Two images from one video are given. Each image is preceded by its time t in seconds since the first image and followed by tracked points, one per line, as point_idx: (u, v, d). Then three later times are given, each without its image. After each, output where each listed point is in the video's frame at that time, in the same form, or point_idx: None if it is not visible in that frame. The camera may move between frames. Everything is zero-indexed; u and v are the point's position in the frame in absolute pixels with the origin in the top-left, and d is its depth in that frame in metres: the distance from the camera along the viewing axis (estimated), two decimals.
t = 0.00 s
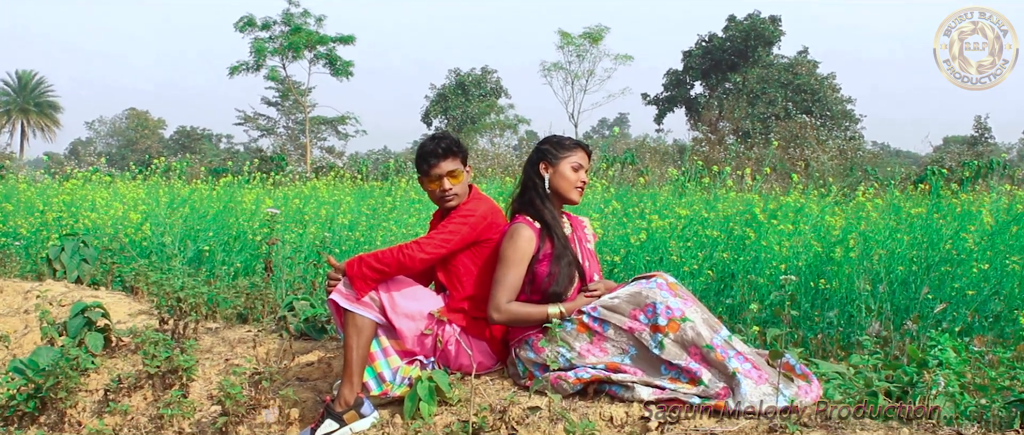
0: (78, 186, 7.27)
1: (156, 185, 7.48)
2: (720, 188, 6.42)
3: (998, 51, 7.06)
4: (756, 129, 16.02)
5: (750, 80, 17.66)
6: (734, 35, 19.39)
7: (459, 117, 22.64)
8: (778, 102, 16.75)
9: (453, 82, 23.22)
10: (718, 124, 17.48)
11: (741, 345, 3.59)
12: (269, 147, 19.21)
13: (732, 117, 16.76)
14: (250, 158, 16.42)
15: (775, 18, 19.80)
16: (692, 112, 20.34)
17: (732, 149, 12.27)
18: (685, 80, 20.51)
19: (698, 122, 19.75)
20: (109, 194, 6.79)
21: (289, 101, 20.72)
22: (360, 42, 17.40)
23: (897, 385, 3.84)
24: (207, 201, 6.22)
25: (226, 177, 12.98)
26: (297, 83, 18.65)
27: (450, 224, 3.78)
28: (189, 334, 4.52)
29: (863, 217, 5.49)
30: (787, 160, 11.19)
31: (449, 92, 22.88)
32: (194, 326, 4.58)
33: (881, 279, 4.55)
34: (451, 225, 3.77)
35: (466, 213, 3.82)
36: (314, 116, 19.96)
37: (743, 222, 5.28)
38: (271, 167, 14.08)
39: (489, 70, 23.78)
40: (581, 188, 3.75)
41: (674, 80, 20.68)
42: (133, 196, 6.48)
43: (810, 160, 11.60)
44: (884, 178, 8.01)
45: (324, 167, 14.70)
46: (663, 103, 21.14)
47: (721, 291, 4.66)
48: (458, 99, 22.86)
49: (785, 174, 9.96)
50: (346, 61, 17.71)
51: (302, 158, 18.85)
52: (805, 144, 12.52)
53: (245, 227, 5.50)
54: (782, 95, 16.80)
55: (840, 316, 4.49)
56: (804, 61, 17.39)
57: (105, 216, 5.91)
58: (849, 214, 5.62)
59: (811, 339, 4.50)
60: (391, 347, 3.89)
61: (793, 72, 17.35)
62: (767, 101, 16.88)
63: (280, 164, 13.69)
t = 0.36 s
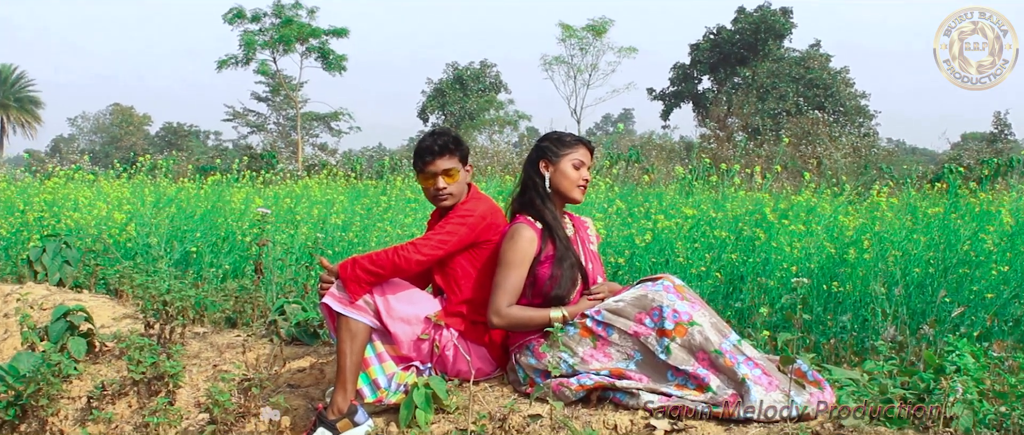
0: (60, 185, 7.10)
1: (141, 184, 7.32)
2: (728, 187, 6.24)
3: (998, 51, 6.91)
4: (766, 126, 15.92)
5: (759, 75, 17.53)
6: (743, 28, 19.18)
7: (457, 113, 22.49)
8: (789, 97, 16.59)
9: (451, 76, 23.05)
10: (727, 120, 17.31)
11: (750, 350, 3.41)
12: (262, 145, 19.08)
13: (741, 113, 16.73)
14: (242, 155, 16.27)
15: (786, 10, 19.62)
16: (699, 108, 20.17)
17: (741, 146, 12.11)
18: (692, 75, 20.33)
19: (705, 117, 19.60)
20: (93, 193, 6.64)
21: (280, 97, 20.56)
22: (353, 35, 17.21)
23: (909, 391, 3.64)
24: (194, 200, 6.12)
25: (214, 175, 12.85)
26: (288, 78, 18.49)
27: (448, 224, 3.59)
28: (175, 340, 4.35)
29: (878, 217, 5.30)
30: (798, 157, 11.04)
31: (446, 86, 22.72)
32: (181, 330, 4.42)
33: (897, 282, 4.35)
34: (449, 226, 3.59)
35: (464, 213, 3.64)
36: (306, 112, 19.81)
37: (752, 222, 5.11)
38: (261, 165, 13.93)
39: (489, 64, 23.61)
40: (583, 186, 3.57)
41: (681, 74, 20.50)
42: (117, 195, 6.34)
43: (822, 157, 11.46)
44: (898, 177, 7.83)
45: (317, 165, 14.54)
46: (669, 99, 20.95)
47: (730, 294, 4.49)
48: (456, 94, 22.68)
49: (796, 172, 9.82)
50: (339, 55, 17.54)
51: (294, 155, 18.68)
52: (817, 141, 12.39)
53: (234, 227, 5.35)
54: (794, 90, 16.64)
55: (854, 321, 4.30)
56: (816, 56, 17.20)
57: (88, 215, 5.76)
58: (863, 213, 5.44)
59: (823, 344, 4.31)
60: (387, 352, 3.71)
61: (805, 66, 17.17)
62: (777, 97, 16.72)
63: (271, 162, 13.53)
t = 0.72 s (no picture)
0: (41, 184, 6.96)
1: (126, 183, 7.18)
2: (734, 186, 6.07)
3: (998, 52, 6.90)
4: (776, 122, 15.81)
5: (769, 69, 17.32)
6: (752, 20, 18.96)
7: (455, 109, 22.26)
8: (801, 92, 16.40)
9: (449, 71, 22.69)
10: (734, 116, 17.11)
11: (761, 355, 3.23)
12: (252, 142, 18.94)
13: (749, 109, 16.60)
14: (233, 152, 16.13)
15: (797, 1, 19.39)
16: (707, 103, 19.99)
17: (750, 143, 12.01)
18: (699, 69, 20.15)
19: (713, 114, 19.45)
20: (76, 192, 6.49)
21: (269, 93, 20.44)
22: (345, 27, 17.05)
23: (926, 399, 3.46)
24: (182, 199, 6.02)
25: (202, 173, 12.72)
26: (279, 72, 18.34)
27: (445, 225, 3.43)
28: (162, 344, 4.18)
29: (891, 217, 5.16)
30: (809, 156, 10.89)
31: (443, 81, 22.41)
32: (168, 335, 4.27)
33: (911, 285, 4.21)
34: (447, 226, 3.42)
35: (463, 213, 3.47)
36: (297, 107, 19.69)
37: (761, 223, 4.99)
38: (250, 163, 13.74)
39: (488, 57, 23.43)
40: (586, 186, 3.40)
41: (688, 69, 20.35)
42: (101, 194, 6.21)
43: (835, 155, 11.32)
44: (914, 176, 7.67)
45: (309, 162, 14.38)
46: (676, 94, 20.79)
47: (738, 297, 4.35)
48: (453, 89, 22.39)
49: (807, 171, 9.66)
50: (332, 49, 17.39)
51: (284, 152, 18.54)
52: (829, 139, 12.32)
53: (224, 227, 5.24)
54: (805, 85, 16.47)
55: (867, 325, 4.14)
56: (828, 49, 16.96)
57: (71, 215, 5.63)
58: (876, 213, 5.32)
59: (836, 349, 4.13)
60: (382, 357, 3.54)
61: (817, 60, 16.96)
62: (788, 91, 16.54)
63: (261, 160, 13.40)
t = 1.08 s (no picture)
0: (24, 183, 6.84)
1: (111, 181, 7.06)
2: (742, 185, 5.92)
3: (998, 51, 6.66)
4: (786, 118, 15.65)
5: (779, 63, 17.15)
6: (763, 13, 18.76)
7: (453, 105, 22.13)
8: (812, 88, 16.24)
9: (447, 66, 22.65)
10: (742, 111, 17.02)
11: (771, 359, 3.05)
12: (242, 139, 18.84)
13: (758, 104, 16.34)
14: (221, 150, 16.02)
15: None
16: (715, 99, 19.83)
17: (759, 140, 11.89)
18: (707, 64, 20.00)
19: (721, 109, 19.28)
20: (60, 192, 6.36)
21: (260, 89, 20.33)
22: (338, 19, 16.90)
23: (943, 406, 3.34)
24: (168, 198, 5.89)
25: (190, 170, 12.62)
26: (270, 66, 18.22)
27: (443, 224, 3.27)
28: (148, 349, 4.02)
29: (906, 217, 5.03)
30: (820, 153, 10.76)
31: (440, 75, 22.34)
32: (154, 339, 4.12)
33: (927, 289, 4.02)
34: (445, 226, 3.26)
35: (461, 212, 3.31)
36: (288, 103, 19.57)
37: (771, 223, 4.84)
38: (240, 161, 13.60)
39: (488, 51, 23.28)
40: (588, 184, 3.24)
41: (695, 63, 20.21)
42: (87, 193, 6.09)
43: (847, 153, 11.18)
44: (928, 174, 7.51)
45: (301, 160, 14.25)
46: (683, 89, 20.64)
47: (747, 300, 4.18)
48: (451, 84, 22.30)
49: (818, 169, 9.52)
50: (325, 43, 17.23)
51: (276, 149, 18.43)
52: (842, 135, 12.20)
53: (212, 228, 5.11)
54: (816, 80, 16.31)
55: (881, 330, 3.98)
56: (841, 43, 16.93)
57: (55, 215, 5.51)
58: (891, 213, 5.19)
59: (848, 354, 3.98)
60: (377, 363, 3.37)
61: (829, 54, 16.89)
62: (799, 87, 16.37)
63: (252, 158, 13.30)
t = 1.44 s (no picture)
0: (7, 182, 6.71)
1: (96, 180, 6.94)
2: (751, 185, 5.78)
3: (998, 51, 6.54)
4: (796, 114, 15.51)
5: (789, 58, 17.04)
6: (771, 6, 18.59)
7: (451, 101, 22.05)
8: (823, 83, 16.19)
9: (444, 60, 22.53)
10: (752, 108, 16.86)
11: (781, 365, 2.88)
12: (233, 136, 18.75)
13: (768, 101, 16.32)
14: (210, 147, 15.92)
15: None
16: (722, 94, 19.70)
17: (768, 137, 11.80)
18: (714, 58, 19.85)
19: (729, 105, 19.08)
20: (43, 191, 6.23)
21: (251, 84, 20.22)
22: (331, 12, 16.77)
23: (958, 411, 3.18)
24: (156, 198, 5.77)
25: (178, 168, 12.52)
26: (261, 61, 18.13)
27: (441, 224, 3.13)
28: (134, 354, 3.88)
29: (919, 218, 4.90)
30: (830, 151, 10.64)
31: (438, 70, 22.21)
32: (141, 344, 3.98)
33: (943, 291, 3.86)
34: (443, 226, 3.12)
35: (459, 212, 3.17)
36: (280, 99, 19.47)
37: (780, 223, 4.69)
38: (229, 159, 13.47)
39: (487, 45, 23.14)
40: (587, 185, 3.09)
41: (702, 57, 20.05)
42: (70, 192, 5.97)
43: (859, 150, 11.07)
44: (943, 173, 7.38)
45: (292, 158, 14.12)
46: (689, 85, 20.48)
47: (755, 303, 4.07)
48: (449, 79, 22.19)
49: (829, 167, 9.39)
50: (317, 36, 17.07)
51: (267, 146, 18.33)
52: (854, 131, 12.08)
53: (201, 228, 4.99)
54: (828, 75, 16.27)
55: (895, 334, 3.84)
56: (853, 36, 16.83)
57: (38, 215, 5.38)
58: (906, 213, 5.06)
59: (860, 359, 3.84)
60: (372, 368, 3.21)
61: (840, 48, 16.84)
62: (810, 82, 16.30)
63: (243, 156, 13.21)
